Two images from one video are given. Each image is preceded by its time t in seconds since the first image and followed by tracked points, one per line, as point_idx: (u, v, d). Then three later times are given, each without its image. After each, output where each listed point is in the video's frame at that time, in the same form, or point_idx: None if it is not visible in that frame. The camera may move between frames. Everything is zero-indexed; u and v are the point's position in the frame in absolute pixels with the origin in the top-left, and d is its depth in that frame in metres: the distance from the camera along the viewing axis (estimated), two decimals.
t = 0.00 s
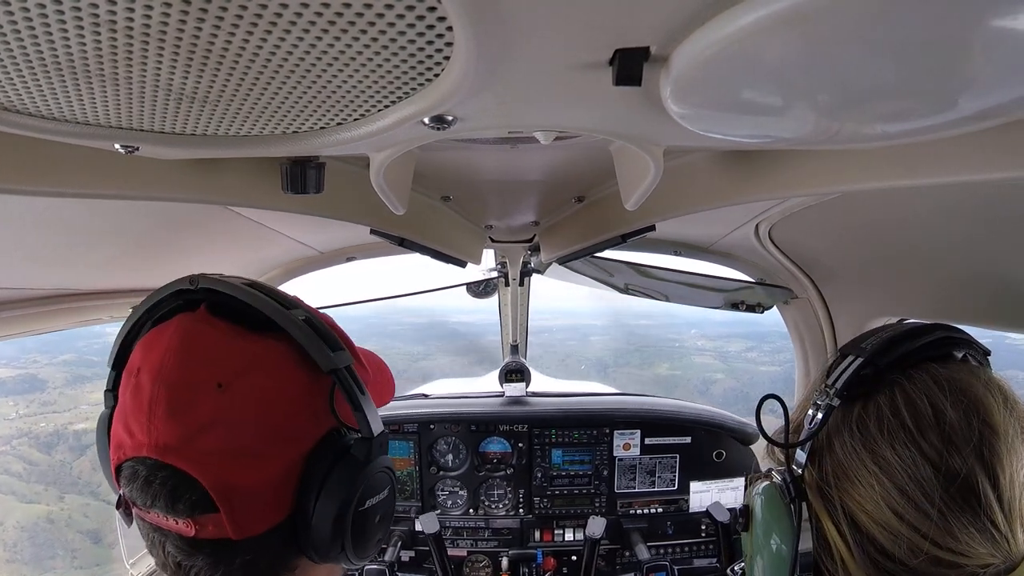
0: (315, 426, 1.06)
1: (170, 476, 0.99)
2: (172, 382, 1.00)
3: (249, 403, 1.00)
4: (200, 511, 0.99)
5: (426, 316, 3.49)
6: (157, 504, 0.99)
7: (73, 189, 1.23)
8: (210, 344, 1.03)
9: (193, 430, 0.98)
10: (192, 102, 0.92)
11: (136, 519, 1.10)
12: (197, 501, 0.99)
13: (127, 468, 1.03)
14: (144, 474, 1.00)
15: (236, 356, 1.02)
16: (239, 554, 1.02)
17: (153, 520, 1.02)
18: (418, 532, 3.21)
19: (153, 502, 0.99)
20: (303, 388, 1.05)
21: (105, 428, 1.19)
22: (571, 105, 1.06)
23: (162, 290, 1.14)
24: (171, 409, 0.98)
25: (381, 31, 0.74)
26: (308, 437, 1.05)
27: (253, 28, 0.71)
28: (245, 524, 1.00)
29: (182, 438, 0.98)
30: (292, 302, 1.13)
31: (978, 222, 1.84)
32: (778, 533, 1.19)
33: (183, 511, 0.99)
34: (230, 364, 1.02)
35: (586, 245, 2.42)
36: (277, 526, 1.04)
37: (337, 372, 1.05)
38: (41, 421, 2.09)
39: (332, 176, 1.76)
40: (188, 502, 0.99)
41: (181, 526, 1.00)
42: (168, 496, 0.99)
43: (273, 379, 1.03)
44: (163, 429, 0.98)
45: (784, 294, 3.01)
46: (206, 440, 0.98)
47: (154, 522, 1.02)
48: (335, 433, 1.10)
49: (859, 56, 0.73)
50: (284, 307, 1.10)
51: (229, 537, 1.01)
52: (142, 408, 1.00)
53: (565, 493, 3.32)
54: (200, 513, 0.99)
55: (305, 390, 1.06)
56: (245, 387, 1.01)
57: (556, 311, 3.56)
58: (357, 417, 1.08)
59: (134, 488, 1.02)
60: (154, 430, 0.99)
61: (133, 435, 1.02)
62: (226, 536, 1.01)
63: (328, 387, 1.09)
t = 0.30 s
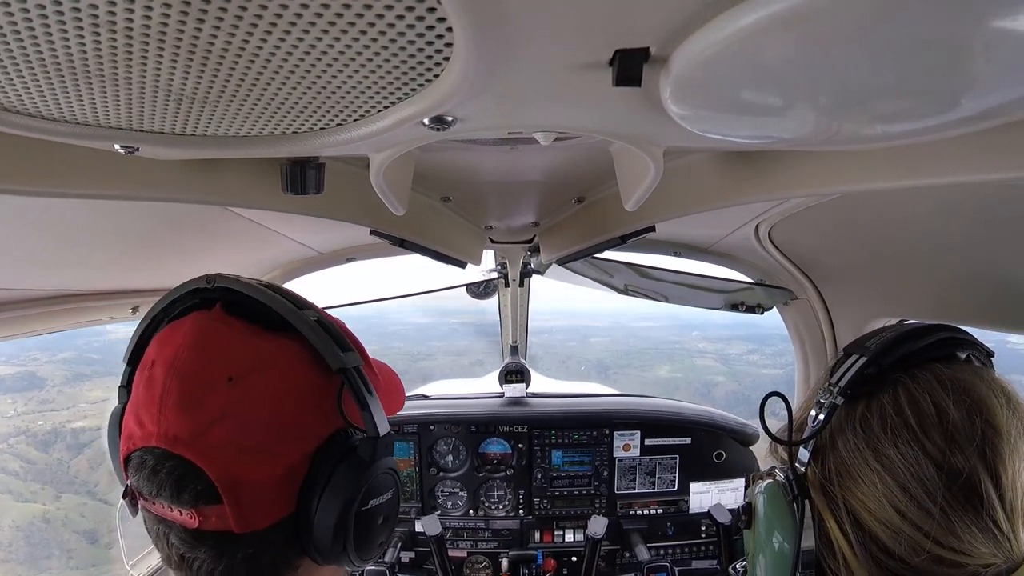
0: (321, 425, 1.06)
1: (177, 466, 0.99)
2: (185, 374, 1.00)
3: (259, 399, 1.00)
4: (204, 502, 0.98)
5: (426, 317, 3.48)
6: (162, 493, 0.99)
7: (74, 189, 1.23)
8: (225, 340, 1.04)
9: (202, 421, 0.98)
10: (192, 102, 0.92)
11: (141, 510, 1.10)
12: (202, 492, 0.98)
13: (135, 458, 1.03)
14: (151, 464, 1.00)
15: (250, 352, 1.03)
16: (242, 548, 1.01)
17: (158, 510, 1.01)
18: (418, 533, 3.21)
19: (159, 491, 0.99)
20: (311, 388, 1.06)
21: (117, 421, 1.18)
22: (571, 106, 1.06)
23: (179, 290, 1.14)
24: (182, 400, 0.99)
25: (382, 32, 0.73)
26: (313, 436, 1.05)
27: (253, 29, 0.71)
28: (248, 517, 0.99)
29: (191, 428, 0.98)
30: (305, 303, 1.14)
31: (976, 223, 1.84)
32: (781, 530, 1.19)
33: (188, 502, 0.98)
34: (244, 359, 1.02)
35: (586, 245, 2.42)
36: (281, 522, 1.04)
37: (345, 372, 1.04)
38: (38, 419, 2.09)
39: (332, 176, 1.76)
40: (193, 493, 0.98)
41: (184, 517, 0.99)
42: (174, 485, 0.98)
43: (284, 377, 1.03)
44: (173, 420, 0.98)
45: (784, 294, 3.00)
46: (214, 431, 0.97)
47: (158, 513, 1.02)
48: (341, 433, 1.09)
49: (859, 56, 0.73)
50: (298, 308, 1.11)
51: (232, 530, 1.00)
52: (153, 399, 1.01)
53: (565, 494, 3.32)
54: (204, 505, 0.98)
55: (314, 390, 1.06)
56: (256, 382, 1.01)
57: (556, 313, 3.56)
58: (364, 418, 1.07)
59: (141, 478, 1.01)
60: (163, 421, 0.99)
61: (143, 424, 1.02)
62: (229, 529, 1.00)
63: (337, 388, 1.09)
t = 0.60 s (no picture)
0: (315, 413, 1.08)
1: (176, 436, 1.02)
2: (197, 354, 1.07)
3: (260, 381, 1.05)
4: (196, 473, 1.01)
5: (427, 318, 3.48)
6: (159, 462, 1.02)
7: (75, 189, 1.23)
8: (237, 328, 1.10)
9: (207, 394, 1.03)
10: (193, 102, 0.92)
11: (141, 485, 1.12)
12: (195, 462, 1.01)
13: (141, 433, 1.07)
14: (154, 435, 1.04)
15: (258, 337, 1.09)
16: (232, 526, 1.02)
17: (155, 482, 1.04)
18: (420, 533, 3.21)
19: (157, 460, 1.02)
20: (309, 377, 1.09)
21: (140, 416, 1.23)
22: (571, 106, 1.06)
23: (206, 292, 1.21)
24: (192, 375, 1.04)
25: (382, 32, 0.73)
26: (306, 422, 1.07)
27: (254, 29, 0.71)
28: (236, 492, 1.00)
29: (195, 400, 1.02)
30: (313, 303, 1.20)
31: (976, 224, 1.84)
32: (788, 530, 1.18)
33: (181, 472, 1.01)
34: (251, 343, 1.08)
35: (587, 245, 2.43)
36: (267, 505, 1.04)
37: (340, 361, 1.08)
38: (37, 418, 2.10)
39: (332, 176, 1.76)
40: (187, 463, 1.01)
41: (177, 487, 1.01)
42: (171, 455, 1.01)
43: (286, 364, 1.07)
44: (179, 393, 1.03)
45: (785, 295, 3.00)
46: (215, 403, 1.02)
47: (155, 485, 1.04)
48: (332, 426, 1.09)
49: (859, 57, 0.73)
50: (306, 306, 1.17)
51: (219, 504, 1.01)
52: (165, 375, 1.06)
53: (566, 494, 3.32)
54: (196, 475, 1.01)
55: (311, 381, 1.09)
56: (260, 365, 1.06)
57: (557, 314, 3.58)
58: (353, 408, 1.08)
59: (143, 449, 1.05)
60: (171, 394, 1.04)
61: (153, 400, 1.07)
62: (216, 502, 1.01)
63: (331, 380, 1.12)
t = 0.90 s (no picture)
0: (333, 409, 1.12)
1: (200, 424, 1.05)
2: (225, 348, 1.11)
3: (283, 376, 1.09)
4: (218, 459, 1.03)
5: (428, 318, 3.48)
6: (180, 449, 1.05)
7: (76, 189, 1.23)
8: (263, 326, 1.15)
9: (231, 385, 1.07)
10: (194, 102, 0.92)
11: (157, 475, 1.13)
12: (217, 448, 1.04)
13: (163, 424, 1.10)
14: (177, 423, 1.07)
15: (283, 335, 1.14)
16: (248, 513, 1.03)
17: (174, 469, 1.06)
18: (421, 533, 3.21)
19: (179, 447, 1.05)
20: (329, 376, 1.14)
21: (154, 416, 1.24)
22: (572, 106, 1.06)
23: (233, 298, 1.26)
24: (218, 367, 1.09)
25: (383, 32, 0.73)
26: (324, 417, 1.11)
27: (255, 29, 0.71)
28: (254, 478, 1.03)
29: (220, 391, 1.06)
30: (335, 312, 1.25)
31: (975, 223, 1.84)
32: (800, 533, 1.15)
33: (202, 458, 1.04)
34: (277, 341, 1.13)
35: (588, 245, 2.43)
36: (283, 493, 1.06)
37: (361, 362, 1.13)
38: (35, 419, 2.11)
39: (332, 176, 1.76)
40: (209, 449, 1.04)
41: (197, 474, 1.04)
42: (193, 442, 1.05)
43: (309, 362, 1.12)
44: (206, 383, 1.07)
45: (786, 295, 3.00)
46: (239, 395, 1.06)
47: (174, 472, 1.06)
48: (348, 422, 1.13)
49: (860, 57, 0.73)
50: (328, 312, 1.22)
51: (237, 490, 1.03)
52: (193, 368, 1.11)
53: (566, 494, 3.32)
54: (217, 462, 1.03)
55: (332, 379, 1.14)
56: (284, 359, 1.11)
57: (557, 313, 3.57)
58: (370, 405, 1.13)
59: (165, 438, 1.08)
60: (197, 385, 1.08)
61: (178, 391, 1.11)
62: (235, 489, 1.03)
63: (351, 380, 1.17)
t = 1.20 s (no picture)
0: (347, 412, 1.13)
1: (216, 424, 1.05)
2: (240, 349, 1.11)
3: (300, 378, 1.10)
4: (234, 459, 1.03)
5: (430, 319, 3.48)
6: (195, 449, 1.05)
7: (77, 189, 1.23)
8: (277, 329, 1.16)
9: (249, 386, 1.07)
10: (196, 101, 0.92)
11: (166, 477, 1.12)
12: (233, 448, 1.04)
13: (175, 424, 1.10)
14: (191, 423, 1.07)
15: (298, 338, 1.15)
16: (263, 513, 1.04)
17: (187, 469, 1.06)
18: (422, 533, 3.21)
19: (193, 447, 1.05)
20: (344, 379, 1.15)
21: (163, 418, 1.24)
22: (573, 106, 1.06)
23: (243, 303, 1.26)
24: (234, 367, 1.09)
25: (384, 32, 0.73)
26: (339, 418, 1.12)
27: (256, 29, 0.71)
28: (270, 477, 1.03)
29: (236, 392, 1.06)
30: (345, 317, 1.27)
31: (975, 223, 1.84)
32: (818, 545, 1.07)
33: (219, 458, 1.04)
34: (292, 344, 1.13)
35: (590, 245, 2.42)
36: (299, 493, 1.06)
37: (375, 366, 1.16)
38: (34, 422, 2.12)
39: (334, 176, 1.76)
40: (226, 449, 1.04)
41: (212, 474, 1.04)
42: (209, 442, 1.05)
43: (324, 365, 1.13)
44: (221, 383, 1.07)
45: (788, 294, 2.99)
46: (256, 397, 1.06)
47: (187, 473, 1.06)
48: (362, 425, 1.14)
49: (860, 56, 0.73)
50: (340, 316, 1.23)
51: (253, 490, 1.04)
52: (206, 368, 1.11)
53: (568, 494, 3.32)
54: (233, 461, 1.03)
55: (346, 382, 1.15)
56: (300, 361, 1.11)
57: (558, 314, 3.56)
58: (386, 409, 1.17)
59: (179, 438, 1.07)
60: (212, 385, 1.08)
61: (190, 391, 1.11)
62: (252, 489, 1.03)
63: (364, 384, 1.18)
